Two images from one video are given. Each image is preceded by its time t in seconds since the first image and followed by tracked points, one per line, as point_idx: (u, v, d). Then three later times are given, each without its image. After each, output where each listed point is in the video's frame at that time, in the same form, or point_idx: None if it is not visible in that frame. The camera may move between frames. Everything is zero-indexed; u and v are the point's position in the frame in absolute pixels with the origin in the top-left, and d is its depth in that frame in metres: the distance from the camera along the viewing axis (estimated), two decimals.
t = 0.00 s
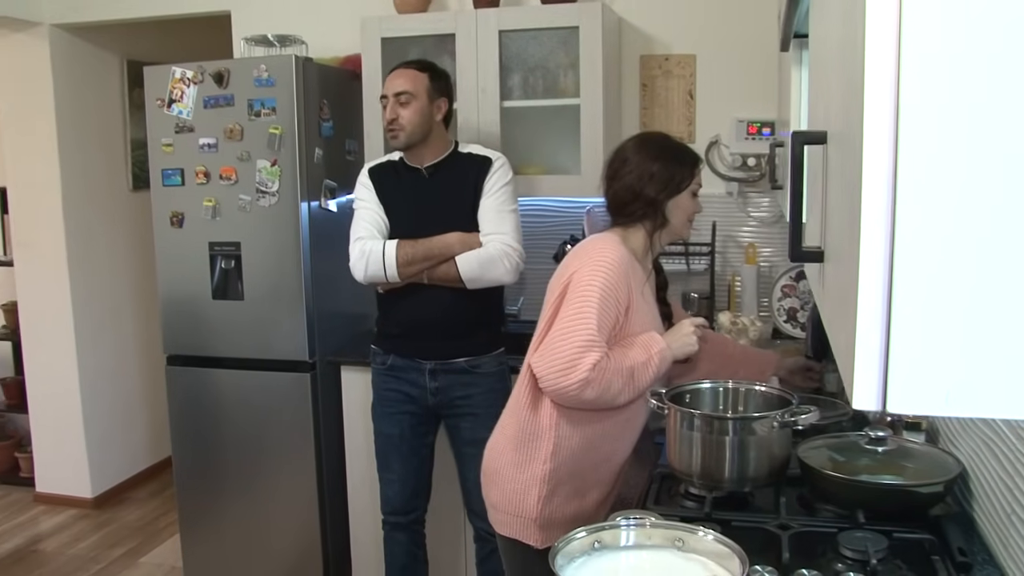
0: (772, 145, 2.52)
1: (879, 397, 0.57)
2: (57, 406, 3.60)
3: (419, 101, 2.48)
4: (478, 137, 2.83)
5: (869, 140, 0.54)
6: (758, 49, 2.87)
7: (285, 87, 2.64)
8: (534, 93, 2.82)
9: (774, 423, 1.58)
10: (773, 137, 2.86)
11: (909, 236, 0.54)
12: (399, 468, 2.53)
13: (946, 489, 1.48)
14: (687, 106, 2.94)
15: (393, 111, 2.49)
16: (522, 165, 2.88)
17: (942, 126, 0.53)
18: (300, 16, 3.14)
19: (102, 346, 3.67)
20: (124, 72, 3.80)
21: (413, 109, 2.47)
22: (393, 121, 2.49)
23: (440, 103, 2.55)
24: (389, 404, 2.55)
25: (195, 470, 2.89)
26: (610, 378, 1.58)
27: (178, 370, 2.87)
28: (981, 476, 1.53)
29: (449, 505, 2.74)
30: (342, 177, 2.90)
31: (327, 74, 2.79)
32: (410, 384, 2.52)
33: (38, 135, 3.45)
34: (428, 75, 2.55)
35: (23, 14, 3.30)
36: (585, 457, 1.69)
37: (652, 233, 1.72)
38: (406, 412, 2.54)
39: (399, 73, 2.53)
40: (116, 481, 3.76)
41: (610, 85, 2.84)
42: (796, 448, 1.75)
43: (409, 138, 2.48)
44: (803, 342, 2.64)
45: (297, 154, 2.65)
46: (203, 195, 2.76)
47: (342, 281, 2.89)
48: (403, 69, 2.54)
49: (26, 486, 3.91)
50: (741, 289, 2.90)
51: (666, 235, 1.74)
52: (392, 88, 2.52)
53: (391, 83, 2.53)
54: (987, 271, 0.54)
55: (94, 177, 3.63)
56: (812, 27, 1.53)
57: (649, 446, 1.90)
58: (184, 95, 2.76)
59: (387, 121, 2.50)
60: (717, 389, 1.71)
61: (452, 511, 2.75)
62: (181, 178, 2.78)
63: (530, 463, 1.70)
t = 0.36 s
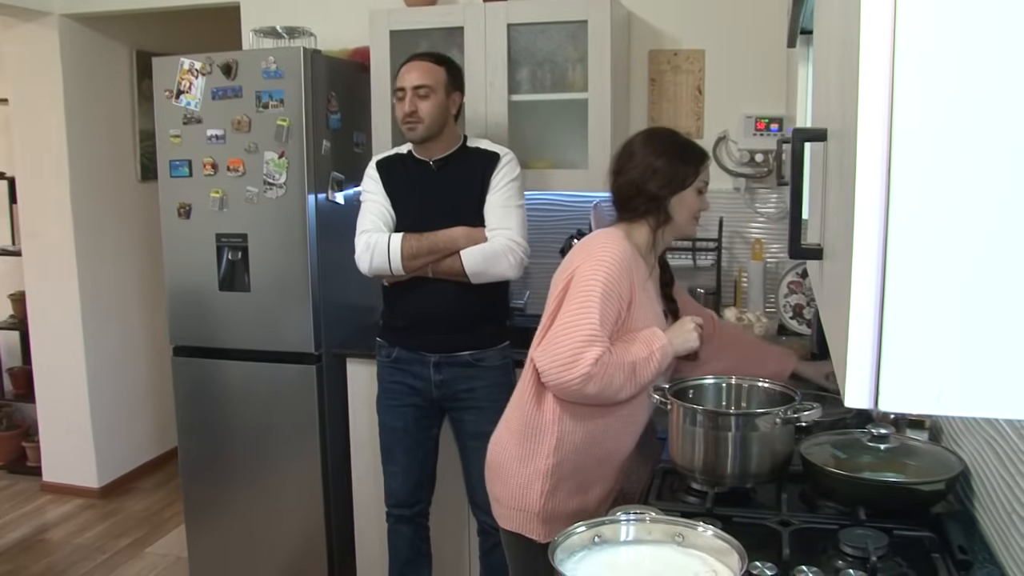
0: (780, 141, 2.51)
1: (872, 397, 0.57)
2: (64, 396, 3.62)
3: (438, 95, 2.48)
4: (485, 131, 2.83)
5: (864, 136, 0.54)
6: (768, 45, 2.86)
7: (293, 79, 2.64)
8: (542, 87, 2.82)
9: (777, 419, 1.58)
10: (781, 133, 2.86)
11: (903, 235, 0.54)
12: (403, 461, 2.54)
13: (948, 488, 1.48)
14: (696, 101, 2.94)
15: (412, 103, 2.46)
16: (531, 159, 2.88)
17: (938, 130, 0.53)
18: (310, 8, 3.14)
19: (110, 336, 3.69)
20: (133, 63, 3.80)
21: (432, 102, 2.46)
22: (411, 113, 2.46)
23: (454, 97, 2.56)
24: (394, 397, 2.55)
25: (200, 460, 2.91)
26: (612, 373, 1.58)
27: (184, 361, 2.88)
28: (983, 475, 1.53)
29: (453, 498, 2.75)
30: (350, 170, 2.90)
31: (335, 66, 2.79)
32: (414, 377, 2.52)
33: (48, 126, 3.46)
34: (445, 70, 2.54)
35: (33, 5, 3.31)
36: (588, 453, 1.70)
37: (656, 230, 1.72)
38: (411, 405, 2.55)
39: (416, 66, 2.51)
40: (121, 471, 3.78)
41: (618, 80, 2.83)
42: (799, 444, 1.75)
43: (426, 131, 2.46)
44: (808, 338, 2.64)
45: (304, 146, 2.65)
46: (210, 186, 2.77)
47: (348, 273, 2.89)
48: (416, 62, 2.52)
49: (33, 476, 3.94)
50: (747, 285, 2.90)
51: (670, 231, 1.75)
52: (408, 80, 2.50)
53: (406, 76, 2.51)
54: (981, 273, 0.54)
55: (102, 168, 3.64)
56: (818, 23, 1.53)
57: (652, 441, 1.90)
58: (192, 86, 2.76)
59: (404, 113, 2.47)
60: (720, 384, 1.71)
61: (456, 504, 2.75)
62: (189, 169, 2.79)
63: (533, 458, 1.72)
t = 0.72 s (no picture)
0: (778, 140, 2.50)
1: (881, 403, 0.57)
2: (60, 397, 3.61)
3: (448, 94, 2.48)
4: (484, 131, 2.83)
5: (872, 143, 0.54)
6: (765, 43, 2.86)
7: (290, 79, 2.63)
8: (539, 86, 2.82)
9: (777, 419, 1.57)
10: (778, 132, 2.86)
11: (913, 242, 0.54)
12: (402, 461, 2.54)
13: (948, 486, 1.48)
14: (693, 100, 2.93)
15: (422, 102, 2.45)
16: (531, 159, 2.89)
17: (948, 136, 0.53)
18: (306, 8, 3.13)
19: (106, 336, 3.68)
20: (129, 63, 3.79)
21: (442, 102, 2.46)
22: (421, 112, 2.45)
23: (459, 97, 2.57)
24: (393, 397, 2.55)
25: (198, 462, 2.90)
26: (602, 371, 1.57)
27: (181, 362, 2.87)
28: (982, 473, 1.53)
29: (453, 498, 2.75)
30: (347, 169, 2.90)
31: (332, 66, 2.78)
32: (413, 377, 2.52)
33: (43, 126, 3.45)
34: (453, 70, 2.54)
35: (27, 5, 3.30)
36: (582, 454, 1.69)
37: (646, 232, 1.71)
38: (410, 405, 2.54)
39: (424, 65, 2.50)
40: (117, 473, 3.76)
41: (616, 79, 2.83)
42: (798, 444, 1.75)
43: (435, 131, 2.45)
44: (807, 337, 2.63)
45: (301, 145, 2.64)
46: (207, 187, 2.76)
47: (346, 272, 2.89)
48: (422, 61, 2.51)
49: (29, 478, 3.92)
50: (745, 284, 2.90)
51: (664, 236, 1.73)
52: (416, 79, 2.49)
53: (412, 74, 2.50)
54: (991, 279, 0.53)
55: (98, 168, 3.63)
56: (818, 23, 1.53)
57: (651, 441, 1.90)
58: (189, 86, 2.75)
59: (412, 111, 2.45)
60: (720, 384, 1.70)
61: (455, 504, 2.75)
62: (185, 169, 2.78)
63: (527, 458, 1.71)
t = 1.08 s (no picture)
0: (752, 137, 2.53)
1: (887, 397, 0.58)
2: (31, 404, 3.57)
3: (426, 94, 2.48)
4: (458, 130, 2.83)
5: (876, 144, 0.55)
6: (737, 41, 2.89)
7: (264, 81, 2.62)
8: (514, 85, 2.83)
9: (760, 414, 1.58)
10: (751, 128, 2.88)
11: (917, 239, 0.55)
12: (382, 462, 2.54)
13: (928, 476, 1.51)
14: (666, 98, 2.96)
15: (401, 101, 2.44)
16: (505, 157, 2.88)
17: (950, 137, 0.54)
18: (278, 8, 3.12)
19: (79, 342, 3.64)
20: (98, 65, 3.75)
21: (422, 101, 2.46)
22: (400, 111, 2.44)
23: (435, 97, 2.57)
24: (372, 398, 2.54)
25: (175, 466, 2.88)
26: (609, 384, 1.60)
27: (158, 366, 2.85)
28: (960, 464, 1.55)
29: (433, 498, 2.75)
30: (322, 170, 2.88)
31: (306, 67, 2.77)
32: (392, 378, 2.52)
33: (10, 130, 3.40)
34: (429, 68, 2.53)
35: None
36: (582, 452, 1.73)
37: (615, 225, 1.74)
38: (389, 406, 2.54)
39: (401, 64, 2.49)
40: (91, 480, 3.72)
41: (590, 77, 2.85)
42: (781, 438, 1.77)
43: (414, 131, 2.46)
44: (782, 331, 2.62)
45: (276, 147, 2.63)
46: (181, 189, 2.74)
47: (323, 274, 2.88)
48: (399, 60, 2.50)
49: None
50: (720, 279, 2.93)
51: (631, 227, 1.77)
52: (393, 79, 2.47)
53: (390, 74, 2.48)
54: (991, 276, 0.55)
55: (68, 172, 3.58)
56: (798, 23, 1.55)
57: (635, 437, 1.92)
58: (162, 88, 2.73)
59: (391, 111, 2.45)
60: (703, 380, 1.71)
61: (435, 504, 2.75)
62: (159, 172, 2.76)
63: (529, 465, 1.73)
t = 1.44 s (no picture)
0: (738, 138, 2.56)
1: (900, 392, 0.61)
2: (15, 407, 3.54)
3: (405, 100, 2.50)
4: (445, 132, 2.84)
5: (891, 148, 0.58)
6: (721, 44, 2.92)
7: (251, 83, 2.62)
8: (500, 87, 2.84)
9: (752, 411, 1.62)
10: (735, 130, 2.92)
11: (928, 239, 0.58)
12: (373, 463, 2.55)
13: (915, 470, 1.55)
14: (651, 99, 2.98)
15: (381, 108, 2.46)
16: (489, 159, 2.90)
17: (960, 144, 0.57)
18: (264, 10, 3.12)
19: (62, 344, 3.62)
20: (80, 66, 3.73)
21: (401, 107, 2.48)
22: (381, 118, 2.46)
23: (414, 102, 2.59)
24: (362, 399, 2.56)
25: (164, 469, 2.87)
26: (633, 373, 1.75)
27: (146, 369, 2.84)
28: (948, 458, 1.59)
29: (423, 498, 2.77)
30: (309, 172, 2.89)
31: (293, 69, 2.78)
32: (381, 378, 2.53)
33: None
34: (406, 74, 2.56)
35: None
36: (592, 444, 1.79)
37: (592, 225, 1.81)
38: (379, 406, 2.55)
39: (381, 70, 2.51)
40: (76, 483, 3.70)
41: (576, 79, 2.87)
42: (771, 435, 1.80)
43: (394, 135, 2.47)
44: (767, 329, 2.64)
45: (264, 149, 2.64)
46: (169, 192, 2.74)
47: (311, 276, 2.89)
48: (378, 66, 2.52)
49: None
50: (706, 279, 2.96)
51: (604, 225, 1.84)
52: (372, 85, 2.49)
53: (369, 80, 2.50)
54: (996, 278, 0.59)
55: (50, 174, 3.56)
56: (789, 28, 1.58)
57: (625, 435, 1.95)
58: (149, 91, 2.73)
59: (371, 117, 2.46)
60: (695, 378, 1.74)
61: (425, 504, 2.77)
62: (147, 175, 2.76)
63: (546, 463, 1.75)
